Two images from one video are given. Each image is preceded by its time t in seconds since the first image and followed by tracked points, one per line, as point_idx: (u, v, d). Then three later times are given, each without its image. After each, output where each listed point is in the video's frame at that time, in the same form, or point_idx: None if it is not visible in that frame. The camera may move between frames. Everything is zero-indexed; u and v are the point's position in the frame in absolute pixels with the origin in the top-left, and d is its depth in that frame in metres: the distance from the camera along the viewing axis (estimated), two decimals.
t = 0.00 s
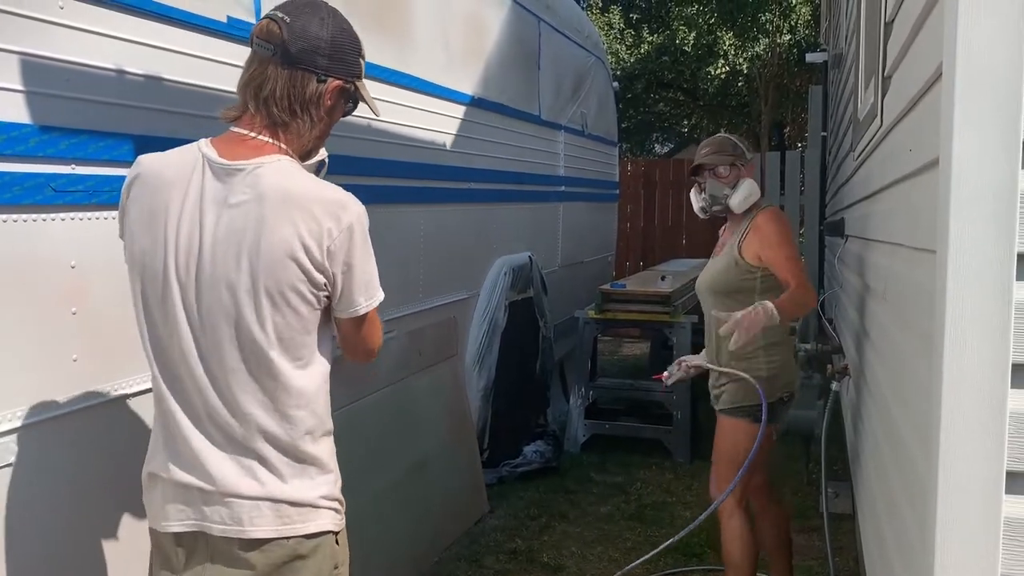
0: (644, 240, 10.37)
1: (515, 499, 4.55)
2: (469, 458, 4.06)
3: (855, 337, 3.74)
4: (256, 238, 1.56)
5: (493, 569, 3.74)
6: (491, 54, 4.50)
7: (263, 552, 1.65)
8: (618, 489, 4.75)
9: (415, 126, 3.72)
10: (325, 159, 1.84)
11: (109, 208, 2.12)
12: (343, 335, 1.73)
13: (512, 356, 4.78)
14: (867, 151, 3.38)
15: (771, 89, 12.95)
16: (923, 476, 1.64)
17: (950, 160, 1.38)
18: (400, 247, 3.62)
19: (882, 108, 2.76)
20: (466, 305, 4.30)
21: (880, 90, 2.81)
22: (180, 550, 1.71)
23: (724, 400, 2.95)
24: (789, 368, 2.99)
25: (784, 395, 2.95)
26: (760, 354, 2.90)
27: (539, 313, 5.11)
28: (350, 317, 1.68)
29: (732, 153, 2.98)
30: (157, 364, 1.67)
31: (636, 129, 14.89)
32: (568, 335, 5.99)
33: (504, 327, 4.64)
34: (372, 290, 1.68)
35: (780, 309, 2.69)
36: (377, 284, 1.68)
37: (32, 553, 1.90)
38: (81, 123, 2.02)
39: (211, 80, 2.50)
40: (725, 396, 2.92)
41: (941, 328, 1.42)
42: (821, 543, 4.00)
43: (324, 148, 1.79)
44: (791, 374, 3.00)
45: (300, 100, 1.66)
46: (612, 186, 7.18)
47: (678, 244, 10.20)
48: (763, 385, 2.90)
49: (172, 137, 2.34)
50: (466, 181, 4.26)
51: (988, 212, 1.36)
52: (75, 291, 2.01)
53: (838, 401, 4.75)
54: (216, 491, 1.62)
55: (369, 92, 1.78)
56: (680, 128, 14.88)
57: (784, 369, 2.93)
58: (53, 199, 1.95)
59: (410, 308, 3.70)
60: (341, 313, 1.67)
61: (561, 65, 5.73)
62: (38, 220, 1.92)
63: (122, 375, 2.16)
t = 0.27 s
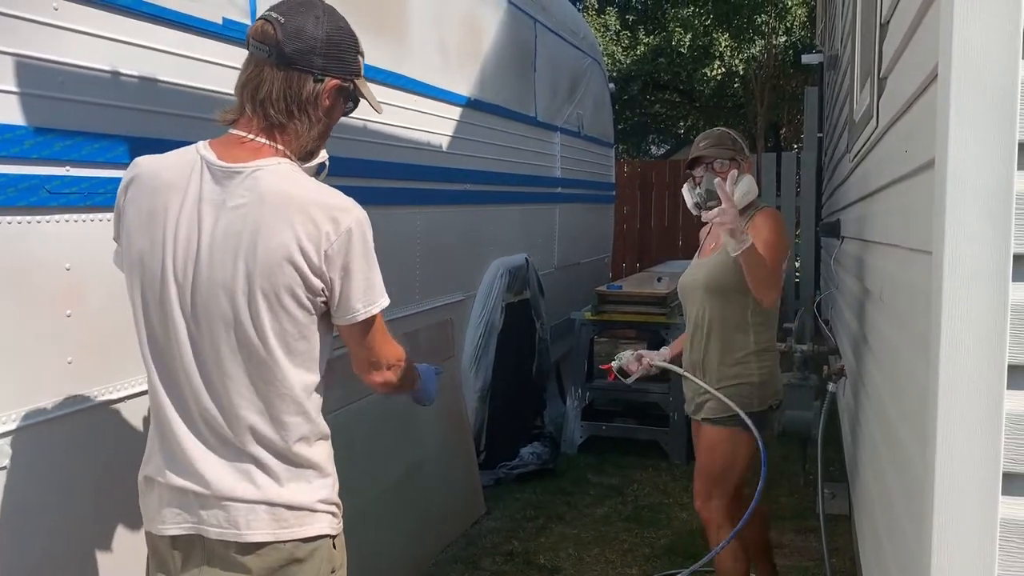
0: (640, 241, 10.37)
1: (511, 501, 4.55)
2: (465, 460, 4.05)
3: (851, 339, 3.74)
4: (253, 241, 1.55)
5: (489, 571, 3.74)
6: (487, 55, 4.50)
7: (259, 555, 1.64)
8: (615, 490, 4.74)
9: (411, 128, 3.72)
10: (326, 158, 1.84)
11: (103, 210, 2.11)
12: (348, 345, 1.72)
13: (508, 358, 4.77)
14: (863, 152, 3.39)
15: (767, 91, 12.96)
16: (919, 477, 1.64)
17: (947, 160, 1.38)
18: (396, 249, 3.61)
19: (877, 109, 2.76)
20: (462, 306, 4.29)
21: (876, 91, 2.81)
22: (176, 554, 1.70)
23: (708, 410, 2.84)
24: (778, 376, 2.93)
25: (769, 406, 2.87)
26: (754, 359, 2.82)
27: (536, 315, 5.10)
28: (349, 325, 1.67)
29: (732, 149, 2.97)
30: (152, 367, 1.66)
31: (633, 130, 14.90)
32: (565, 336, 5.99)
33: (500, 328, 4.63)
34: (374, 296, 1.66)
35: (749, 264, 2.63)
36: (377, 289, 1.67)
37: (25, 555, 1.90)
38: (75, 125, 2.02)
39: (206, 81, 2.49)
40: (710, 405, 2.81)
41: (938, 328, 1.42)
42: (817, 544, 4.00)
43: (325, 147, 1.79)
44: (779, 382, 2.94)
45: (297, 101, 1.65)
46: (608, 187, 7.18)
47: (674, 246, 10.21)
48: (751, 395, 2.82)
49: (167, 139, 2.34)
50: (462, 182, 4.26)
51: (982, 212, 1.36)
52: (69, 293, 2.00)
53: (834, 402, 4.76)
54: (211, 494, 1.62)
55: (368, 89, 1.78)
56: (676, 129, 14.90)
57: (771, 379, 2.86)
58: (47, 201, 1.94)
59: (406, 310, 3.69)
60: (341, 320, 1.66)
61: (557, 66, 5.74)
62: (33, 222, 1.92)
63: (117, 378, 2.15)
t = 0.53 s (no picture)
0: (637, 241, 10.38)
1: (509, 502, 4.54)
2: (461, 461, 4.05)
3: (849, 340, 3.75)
4: (243, 240, 1.55)
5: (486, 571, 3.74)
6: (484, 55, 4.50)
7: (256, 557, 1.64)
8: (612, 491, 4.74)
9: (408, 128, 3.71)
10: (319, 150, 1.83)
11: (100, 210, 2.11)
12: (343, 349, 1.72)
13: (505, 358, 4.77)
14: (859, 153, 3.39)
15: (764, 91, 12.99)
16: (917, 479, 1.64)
17: (945, 162, 1.38)
18: (393, 249, 3.61)
19: (874, 110, 2.76)
20: (459, 307, 4.29)
21: (873, 92, 2.81)
22: (173, 555, 1.70)
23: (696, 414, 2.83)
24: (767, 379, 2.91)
25: (759, 410, 2.86)
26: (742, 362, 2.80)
27: (532, 315, 5.10)
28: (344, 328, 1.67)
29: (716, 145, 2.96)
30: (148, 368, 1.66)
31: (630, 130, 14.91)
32: (562, 337, 5.99)
33: (497, 329, 4.63)
34: (367, 298, 1.65)
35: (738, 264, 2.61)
36: (370, 289, 1.66)
37: (22, 556, 1.89)
38: (71, 125, 2.01)
39: (203, 81, 2.49)
40: (699, 410, 2.81)
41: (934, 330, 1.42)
42: (814, 545, 4.00)
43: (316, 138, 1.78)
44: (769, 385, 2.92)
45: (279, 98, 1.65)
46: (605, 187, 7.18)
47: (671, 246, 10.22)
48: (742, 399, 2.80)
49: (165, 139, 2.33)
50: (458, 182, 4.25)
51: (980, 214, 1.36)
52: (66, 294, 2.00)
53: (831, 402, 4.76)
54: (208, 496, 1.61)
55: (352, 68, 1.76)
56: (674, 130, 14.91)
57: (761, 382, 2.85)
58: (43, 201, 1.93)
59: (402, 311, 3.69)
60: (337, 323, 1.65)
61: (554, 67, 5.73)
62: (30, 223, 1.91)
63: (114, 378, 2.14)
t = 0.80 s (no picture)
0: (635, 240, 10.38)
1: (506, 501, 4.54)
2: (458, 460, 4.04)
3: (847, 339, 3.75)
4: (234, 239, 1.54)
5: (484, 571, 3.74)
6: (483, 54, 4.50)
7: (253, 557, 1.63)
8: (610, 490, 4.74)
9: (406, 127, 3.71)
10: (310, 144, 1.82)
11: (96, 209, 2.10)
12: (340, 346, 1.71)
13: (503, 357, 4.77)
14: (858, 152, 3.39)
15: (761, 90, 13.00)
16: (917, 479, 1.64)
17: (944, 163, 1.38)
18: (391, 248, 3.60)
19: (872, 109, 2.76)
20: (457, 305, 4.28)
21: (871, 91, 2.81)
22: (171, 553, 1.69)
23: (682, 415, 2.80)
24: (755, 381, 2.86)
25: (744, 412, 2.81)
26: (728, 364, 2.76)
27: (530, 314, 5.10)
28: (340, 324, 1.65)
29: (687, 151, 2.90)
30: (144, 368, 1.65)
31: (628, 129, 14.93)
32: (560, 336, 5.99)
33: (495, 327, 4.63)
34: (361, 293, 1.64)
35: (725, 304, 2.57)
36: (365, 286, 1.65)
37: (19, 555, 1.88)
38: (68, 123, 2.00)
39: (201, 79, 2.48)
40: (682, 411, 2.78)
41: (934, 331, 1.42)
42: (812, 544, 4.01)
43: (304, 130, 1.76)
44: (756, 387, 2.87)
45: (260, 94, 1.63)
46: (604, 186, 7.18)
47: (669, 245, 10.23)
48: (726, 401, 2.76)
49: (163, 138, 2.32)
50: (457, 181, 4.25)
51: (982, 215, 1.36)
52: (62, 294, 1.99)
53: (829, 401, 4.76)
54: (205, 496, 1.61)
55: (336, 57, 1.74)
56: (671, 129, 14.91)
57: (746, 385, 2.80)
58: (39, 200, 1.92)
59: (401, 310, 3.68)
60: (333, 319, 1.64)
61: (552, 65, 5.73)
62: (25, 221, 1.90)
63: (111, 378, 2.14)
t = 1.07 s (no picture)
0: (634, 237, 10.38)
1: (505, 498, 4.54)
2: (457, 457, 4.03)
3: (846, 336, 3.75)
4: (233, 235, 1.54)
5: (483, 567, 3.74)
6: (481, 51, 4.48)
7: (251, 554, 1.63)
8: (608, 486, 4.75)
9: (403, 123, 3.70)
10: (303, 139, 1.82)
11: (94, 206, 2.10)
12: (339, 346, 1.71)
13: (502, 354, 4.77)
14: (857, 148, 3.38)
15: (760, 86, 12.98)
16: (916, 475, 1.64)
17: (944, 158, 1.38)
18: (390, 245, 3.60)
19: (872, 104, 2.76)
20: (456, 302, 4.28)
21: (870, 87, 2.81)
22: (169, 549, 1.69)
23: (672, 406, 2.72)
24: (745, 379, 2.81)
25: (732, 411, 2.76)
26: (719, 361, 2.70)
27: (529, 311, 5.09)
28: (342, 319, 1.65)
29: (650, 169, 2.82)
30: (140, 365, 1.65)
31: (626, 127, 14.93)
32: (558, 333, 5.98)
33: (494, 325, 4.63)
34: (360, 290, 1.64)
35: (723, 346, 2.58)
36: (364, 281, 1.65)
37: (18, 553, 1.88)
38: (67, 120, 2.00)
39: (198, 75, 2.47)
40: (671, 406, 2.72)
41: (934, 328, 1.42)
42: (811, 540, 4.01)
43: (298, 125, 1.76)
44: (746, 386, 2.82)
45: (255, 88, 1.63)
46: (602, 183, 7.17)
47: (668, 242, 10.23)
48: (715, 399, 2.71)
49: (160, 135, 2.32)
50: (455, 178, 4.24)
51: (983, 210, 1.36)
52: (61, 290, 1.99)
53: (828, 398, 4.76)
54: (203, 493, 1.60)
55: (330, 52, 1.74)
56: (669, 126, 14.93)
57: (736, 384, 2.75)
58: (37, 196, 1.92)
59: (399, 307, 3.68)
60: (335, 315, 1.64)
61: (551, 62, 5.72)
62: (22, 218, 1.90)
63: (109, 375, 2.14)
